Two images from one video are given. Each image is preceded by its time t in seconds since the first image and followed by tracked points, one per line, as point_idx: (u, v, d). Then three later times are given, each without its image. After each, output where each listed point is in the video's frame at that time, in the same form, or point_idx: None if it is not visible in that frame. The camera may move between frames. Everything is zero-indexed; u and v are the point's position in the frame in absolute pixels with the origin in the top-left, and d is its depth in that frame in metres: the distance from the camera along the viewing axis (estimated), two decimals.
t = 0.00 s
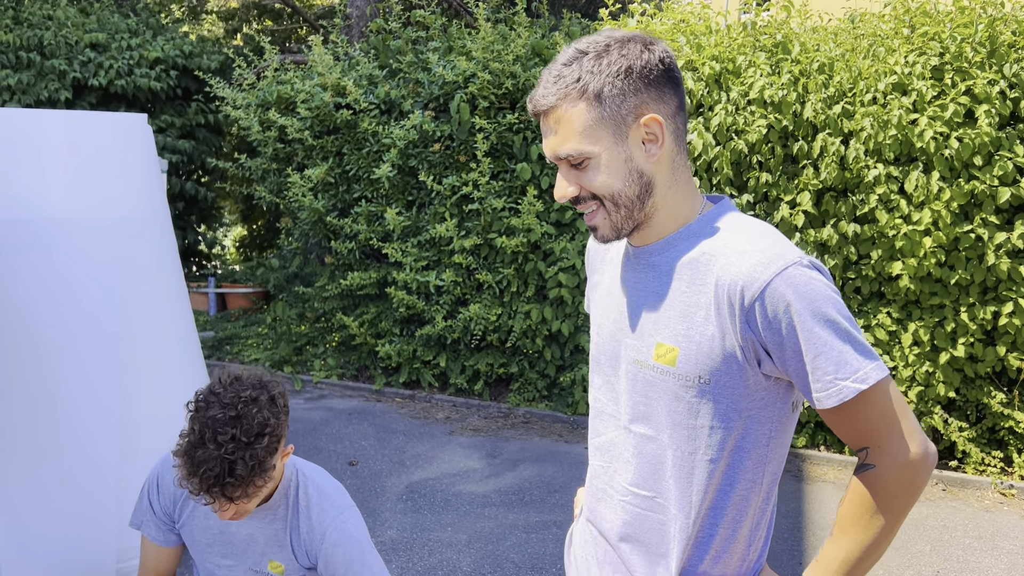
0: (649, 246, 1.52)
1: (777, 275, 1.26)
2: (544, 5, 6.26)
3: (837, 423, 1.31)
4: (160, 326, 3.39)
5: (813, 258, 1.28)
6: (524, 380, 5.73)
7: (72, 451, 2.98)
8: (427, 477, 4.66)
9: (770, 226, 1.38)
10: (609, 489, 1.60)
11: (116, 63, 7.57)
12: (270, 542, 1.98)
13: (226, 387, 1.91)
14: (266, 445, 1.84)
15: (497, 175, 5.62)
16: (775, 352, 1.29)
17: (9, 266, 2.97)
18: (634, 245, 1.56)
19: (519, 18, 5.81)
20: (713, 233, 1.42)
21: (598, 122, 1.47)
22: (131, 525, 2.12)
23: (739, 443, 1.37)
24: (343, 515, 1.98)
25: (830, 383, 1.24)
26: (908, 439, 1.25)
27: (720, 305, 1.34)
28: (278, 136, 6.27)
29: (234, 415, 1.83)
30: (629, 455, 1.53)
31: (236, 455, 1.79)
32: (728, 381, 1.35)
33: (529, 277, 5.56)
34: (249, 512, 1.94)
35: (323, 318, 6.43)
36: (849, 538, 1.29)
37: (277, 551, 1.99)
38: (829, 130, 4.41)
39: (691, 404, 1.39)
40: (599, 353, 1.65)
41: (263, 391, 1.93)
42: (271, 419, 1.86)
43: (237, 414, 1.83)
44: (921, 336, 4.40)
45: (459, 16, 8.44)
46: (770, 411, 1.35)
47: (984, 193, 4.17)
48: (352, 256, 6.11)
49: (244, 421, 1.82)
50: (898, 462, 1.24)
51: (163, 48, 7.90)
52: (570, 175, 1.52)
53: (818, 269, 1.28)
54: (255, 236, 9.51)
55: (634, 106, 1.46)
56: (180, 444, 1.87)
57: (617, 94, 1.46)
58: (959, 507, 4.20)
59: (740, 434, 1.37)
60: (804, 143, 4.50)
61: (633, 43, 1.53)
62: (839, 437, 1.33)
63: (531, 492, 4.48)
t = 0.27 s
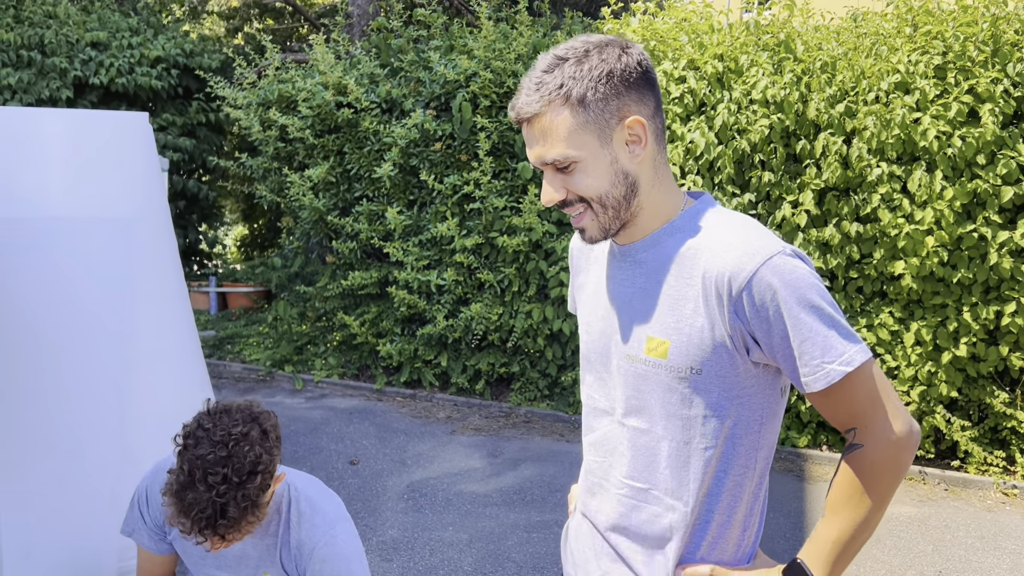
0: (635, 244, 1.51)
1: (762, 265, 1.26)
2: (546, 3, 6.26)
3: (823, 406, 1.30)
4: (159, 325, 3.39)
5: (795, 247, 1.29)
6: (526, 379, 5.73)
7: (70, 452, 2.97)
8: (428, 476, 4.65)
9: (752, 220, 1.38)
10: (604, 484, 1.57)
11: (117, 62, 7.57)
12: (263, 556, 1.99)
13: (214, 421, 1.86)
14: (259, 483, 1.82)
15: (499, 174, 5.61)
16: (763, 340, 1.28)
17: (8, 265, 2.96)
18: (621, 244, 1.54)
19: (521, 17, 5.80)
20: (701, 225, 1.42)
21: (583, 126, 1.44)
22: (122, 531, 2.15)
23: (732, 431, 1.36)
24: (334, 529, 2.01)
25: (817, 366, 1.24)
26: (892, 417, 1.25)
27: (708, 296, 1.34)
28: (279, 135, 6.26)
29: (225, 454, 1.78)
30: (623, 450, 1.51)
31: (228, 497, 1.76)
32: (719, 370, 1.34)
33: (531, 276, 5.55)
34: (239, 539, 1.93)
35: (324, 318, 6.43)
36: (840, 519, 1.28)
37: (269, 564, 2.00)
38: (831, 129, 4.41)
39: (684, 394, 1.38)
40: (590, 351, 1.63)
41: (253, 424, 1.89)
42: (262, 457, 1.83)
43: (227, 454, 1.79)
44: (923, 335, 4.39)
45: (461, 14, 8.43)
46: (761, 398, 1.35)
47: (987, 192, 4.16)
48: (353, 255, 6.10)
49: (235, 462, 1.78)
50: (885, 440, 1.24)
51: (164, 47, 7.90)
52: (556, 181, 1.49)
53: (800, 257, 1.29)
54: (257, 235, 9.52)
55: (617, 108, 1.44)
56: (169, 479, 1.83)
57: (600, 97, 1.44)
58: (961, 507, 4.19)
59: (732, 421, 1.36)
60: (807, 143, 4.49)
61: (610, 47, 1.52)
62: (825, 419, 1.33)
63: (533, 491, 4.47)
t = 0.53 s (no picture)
0: (623, 241, 1.50)
1: (749, 249, 1.27)
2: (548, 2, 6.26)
3: (818, 386, 1.30)
4: (162, 322, 3.38)
5: (781, 231, 1.30)
6: (527, 378, 5.73)
7: (70, 449, 2.97)
8: (429, 475, 4.65)
9: (731, 207, 1.39)
10: (608, 486, 1.54)
11: (119, 61, 7.57)
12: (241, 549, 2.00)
13: (201, 429, 1.86)
14: (246, 490, 1.83)
15: (501, 173, 5.61)
16: (756, 326, 1.28)
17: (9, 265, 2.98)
18: (609, 240, 1.54)
19: (523, 16, 5.80)
20: (680, 216, 1.43)
21: (577, 121, 1.43)
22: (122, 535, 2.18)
23: (731, 419, 1.36)
24: (311, 519, 2.02)
25: (810, 344, 1.24)
26: (885, 390, 1.26)
27: (699, 285, 1.34)
28: (280, 134, 6.26)
29: (211, 463, 1.80)
30: (625, 447, 1.49)
31: (216, 506, 1.78)
32: (716, 359, 1.34)
33: (532, 276, 5.54)
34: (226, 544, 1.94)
35: (325, 317, 6.43)
36: (844, 497, 1.26)
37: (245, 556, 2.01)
38: (833, 129, 4.41)
39: (683, 385, 1.38)
40: (582, 354, 1.61)
41: (239, 432, 1.90)
42: (249, 466, 1.84)
43: (214, 463, 1.80)
44: (925, 334, 4.39)
45: (463, 13, 8.43)
46: (758, 384, 1.35)
47: (989, 192, 4.16)
48: (355, 255, 6.11)
49: (222, 470, 1.80)
50: (880, 413, 1.24)
51: (165, 46, 7.91)
52: (547, 176, 1.48)
53: (785, 239, 1.29)
54: (258, 235, 9.57)
55: (609, 104, 1.45)
56: (156, 488, 1.84)
57: (593, 93, 1.44)
58: (962, 507, 4.18)
59: (731, 410, 1.36)
60: (809, 142, 4.49)
61: (597, 46, 1.53)
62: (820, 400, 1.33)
63: (534, 490, 4.47)
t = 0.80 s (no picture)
0: (620, 238, 1.49)
1: (753, 241, 1.28)
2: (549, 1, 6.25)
3: (823, 373, 1.32)
4: (164, 320, 3.37)
5: (779, 222, 1.32)
6: (528, 377, 5.72)
7: (68, 449, 2.96)
8: (430, 474, 4.65)
9: (725, 202, 1.40)
10: (614, 491, 1.50)
11: (120, 60, 7.58)
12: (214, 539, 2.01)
13: (159, 420, 1.88)
14: (207, 477, 1.84)
15: (502, 173, 5.61)
16: (762, 317, 1.29)
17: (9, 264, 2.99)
18: (611, 231, 1.50)
19: (524, 15, 5.79)
20: (681, 212, 1.43)
21: (613, 90, 1.47)
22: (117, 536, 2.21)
23: (738, 413, 1.35)
24: (282, 507, 2.00)
25: (818, 331, 1.25)
26: (887, 372, 1.30)
27: (704, 279, 1.34)
28: (282, 133, 6.26)
29: (172, 451, 1.81)
30: (631, 449, 1.45)
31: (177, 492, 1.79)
32: (722, 352, 1.33)
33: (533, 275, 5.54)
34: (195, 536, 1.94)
35: (326, 316, 6.43)
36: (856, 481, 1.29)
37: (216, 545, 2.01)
38: (834, 128, 4.41)
39: (691, 382, 1.36)
40: (577, 358, 1.56)
41: (199, 421, 1.91)
42: (209, 452, 1.85)
43: (174, 451, 1.81)
44: (926, 333, 4.39)
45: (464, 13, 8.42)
46: (761, 375, 1.35)
47: (991, 191, 4.15)
48: (356, 254, 6.10)
49: (182, 457, 1.81)
50: (885, 395, 1.28)
51: (166, 45, 7.92)
52: (577, 140, 1.45)
53: (784, 229, 1.31)
54: (260, 234, 9.75)
55: (635, 88, 1.52)
56: (117, 481, 1.85)
57: (626, 72, 1.50)
58: (964, 506, 4.18)
59: (738, 403, 1.35)
60: (810, 141, 4.48)
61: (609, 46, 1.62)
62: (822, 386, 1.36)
63: (535, 489, 4.47)
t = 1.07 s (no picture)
0: (624, 237, 1.47)
1: (767, 243, 1.29)
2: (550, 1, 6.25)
3: (827, 375, 1.36)
4: (166, 319, 3.38)
5: (789, 224, 1.34)
6: (529, 377, 5.72)
7: (66, 449, 2.99)
8: (431, 473, 4.65)
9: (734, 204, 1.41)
10: (611, 492, 1.49)
11: (121, 59, 7.58)
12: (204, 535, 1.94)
13: (118, 408, 1.77)
14: (168, 462, 1.72)
15: (503, 172, 5.60)
16: (771, 319, 1.30)
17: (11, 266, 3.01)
18: (617, 229, 1.47)
19: (525, 15, 5.79)
20: (700, 215, 1.41)
21: (638, 82, 1.48)
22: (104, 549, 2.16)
23: (740, 414, 1.36)
24: (264, 493, 1.92)
25: (830, 333, 1.28)
26: (889, 375, 1.34)
27: (714, 279, 1.34)
28: (282, 132, 6.26)
29: (128, 436, 1.70)
30: (633, 450, 1.45)
31: (136, 477, 1.67)
32: (727, 354, 1.34)
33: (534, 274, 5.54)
34: (174, 525, 1.84)
35: (327, 315, 6.43)
36: (860, 481, 1.34)
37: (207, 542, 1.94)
38: (836, 127, 4.41)
39: (695, 383, 1.36)
40: (574, 358, 1.55)
41: (159, 405, 1.80)
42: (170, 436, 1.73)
43: (131, 435, 1.70)
44: (927, 333, 4.39)
45: (465, 12, 8.42)
46: (763, 377, 1.36)
47: (992, 191, 4.15)
48: (357, 253, 6.10)
49: (139, 441, 1.70)
50: (889, 397, 1.33)
51: (167, 44, 7.93)
52: (598, 126, 1.45)
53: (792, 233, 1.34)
54: (261, 233, 9.67)
55: (656, 86, 1.53)
56: (80, 474, 1.75)
57: (649, 68, 1.51)
58: (965, 506, 4.18)
59: (740, 405, 1.36)
60: (812, 140, 4.48)
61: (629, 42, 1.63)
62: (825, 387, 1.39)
63: (536, 489, 4.47)
